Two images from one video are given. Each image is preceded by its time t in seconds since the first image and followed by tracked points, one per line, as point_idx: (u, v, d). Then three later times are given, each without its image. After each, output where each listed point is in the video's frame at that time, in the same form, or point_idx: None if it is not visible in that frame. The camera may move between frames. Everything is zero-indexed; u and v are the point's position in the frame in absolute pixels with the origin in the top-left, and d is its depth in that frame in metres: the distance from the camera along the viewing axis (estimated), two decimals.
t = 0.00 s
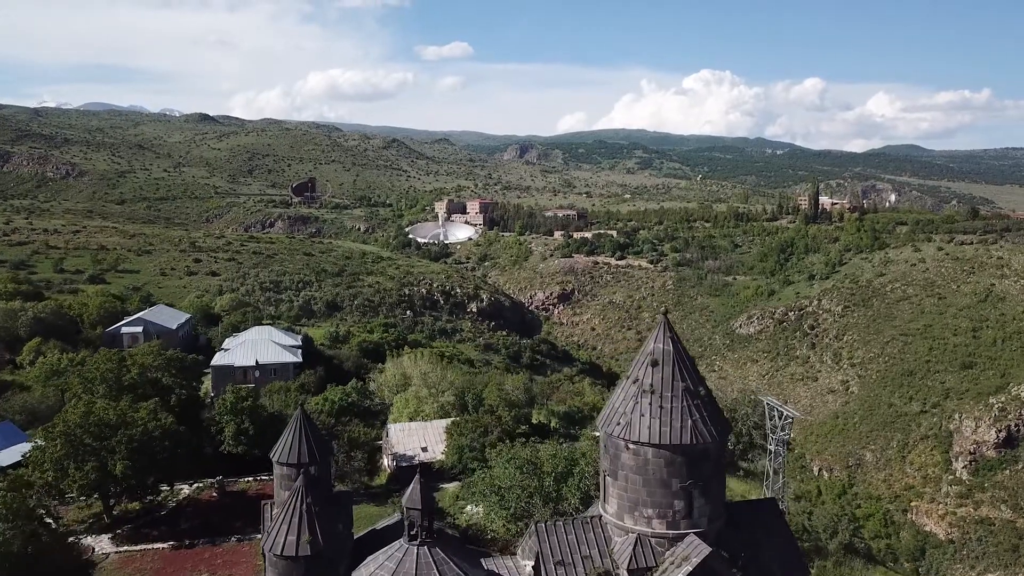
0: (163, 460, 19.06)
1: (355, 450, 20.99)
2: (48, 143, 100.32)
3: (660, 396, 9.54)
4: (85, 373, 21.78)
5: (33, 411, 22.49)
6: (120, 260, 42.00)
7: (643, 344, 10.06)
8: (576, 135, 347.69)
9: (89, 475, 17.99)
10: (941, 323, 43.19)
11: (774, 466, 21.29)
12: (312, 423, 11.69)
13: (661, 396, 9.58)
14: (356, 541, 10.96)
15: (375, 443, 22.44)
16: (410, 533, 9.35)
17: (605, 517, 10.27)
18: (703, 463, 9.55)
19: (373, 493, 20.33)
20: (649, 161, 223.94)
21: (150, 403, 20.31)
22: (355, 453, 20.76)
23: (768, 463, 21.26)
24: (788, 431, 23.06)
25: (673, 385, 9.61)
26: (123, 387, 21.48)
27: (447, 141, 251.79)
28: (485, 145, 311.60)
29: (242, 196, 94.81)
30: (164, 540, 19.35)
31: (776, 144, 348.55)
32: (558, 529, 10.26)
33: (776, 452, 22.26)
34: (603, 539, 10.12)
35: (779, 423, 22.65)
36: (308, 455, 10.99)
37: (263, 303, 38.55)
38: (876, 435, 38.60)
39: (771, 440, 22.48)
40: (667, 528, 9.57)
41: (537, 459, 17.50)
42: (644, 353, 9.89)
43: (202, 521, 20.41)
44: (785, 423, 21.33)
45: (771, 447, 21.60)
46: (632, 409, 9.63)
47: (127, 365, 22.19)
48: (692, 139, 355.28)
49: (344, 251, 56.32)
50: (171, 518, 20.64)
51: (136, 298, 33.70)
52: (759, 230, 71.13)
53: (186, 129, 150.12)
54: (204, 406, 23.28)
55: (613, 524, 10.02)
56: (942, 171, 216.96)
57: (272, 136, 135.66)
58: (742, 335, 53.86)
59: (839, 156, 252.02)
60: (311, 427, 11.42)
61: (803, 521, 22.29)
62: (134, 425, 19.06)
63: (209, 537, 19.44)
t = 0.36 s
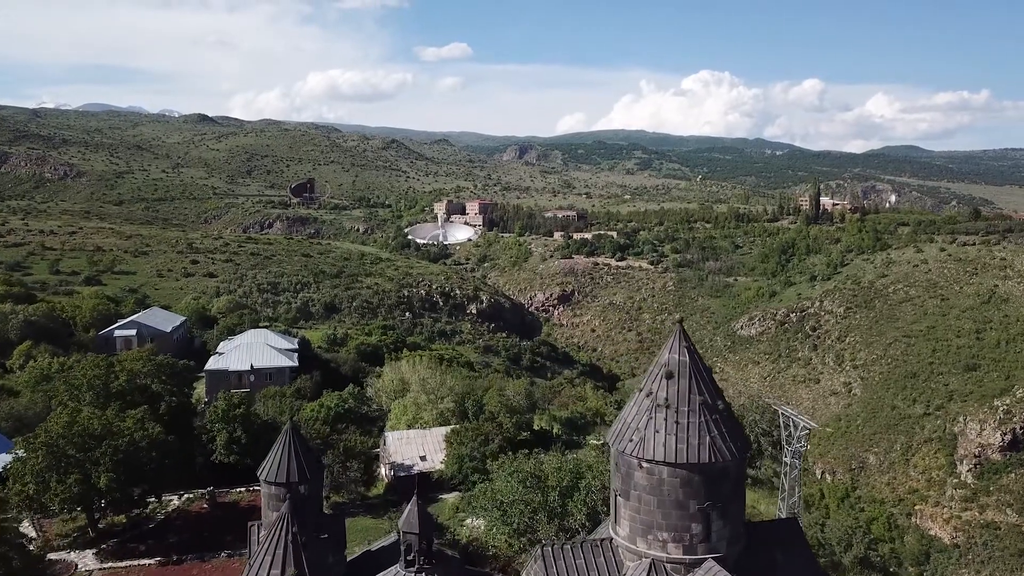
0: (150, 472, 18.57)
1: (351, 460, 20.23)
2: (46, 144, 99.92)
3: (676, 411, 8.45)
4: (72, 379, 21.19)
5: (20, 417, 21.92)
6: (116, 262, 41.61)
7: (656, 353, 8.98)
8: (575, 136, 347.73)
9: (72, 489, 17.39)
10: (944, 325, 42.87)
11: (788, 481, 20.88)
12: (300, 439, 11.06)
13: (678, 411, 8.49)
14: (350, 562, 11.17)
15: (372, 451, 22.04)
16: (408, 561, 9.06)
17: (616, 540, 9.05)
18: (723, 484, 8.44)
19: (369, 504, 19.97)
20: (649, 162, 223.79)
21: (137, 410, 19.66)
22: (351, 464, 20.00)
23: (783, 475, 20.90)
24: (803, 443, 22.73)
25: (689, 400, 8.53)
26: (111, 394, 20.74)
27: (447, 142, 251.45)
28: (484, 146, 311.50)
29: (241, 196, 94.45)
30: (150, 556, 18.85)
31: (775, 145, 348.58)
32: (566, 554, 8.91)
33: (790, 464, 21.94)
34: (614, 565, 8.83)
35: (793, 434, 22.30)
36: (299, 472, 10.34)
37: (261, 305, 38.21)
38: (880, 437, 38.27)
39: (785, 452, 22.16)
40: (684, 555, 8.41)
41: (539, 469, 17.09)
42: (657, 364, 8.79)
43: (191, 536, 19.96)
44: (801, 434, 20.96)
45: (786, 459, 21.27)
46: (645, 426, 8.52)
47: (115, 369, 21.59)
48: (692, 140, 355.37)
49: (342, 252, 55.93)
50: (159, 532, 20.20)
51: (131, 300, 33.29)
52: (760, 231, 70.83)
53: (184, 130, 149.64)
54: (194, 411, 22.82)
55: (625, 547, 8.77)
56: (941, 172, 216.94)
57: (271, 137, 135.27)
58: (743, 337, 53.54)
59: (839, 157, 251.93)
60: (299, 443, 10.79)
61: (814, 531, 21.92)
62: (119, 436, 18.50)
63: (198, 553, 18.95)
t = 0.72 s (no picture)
0: (134, 483, 17.77)
1: (346, 471, 19.22)
2: (44, 145, 99.50)
3: (696, 426, 6.87)
4: (56, 387, 20.51)
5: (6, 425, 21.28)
6: (112, 263, 41.19)
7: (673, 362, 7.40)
8: (574, 137, 347.75)
9: (53, 504, 16.35)
10: (947, 326, 42.56)
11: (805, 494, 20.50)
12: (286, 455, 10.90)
13: (698, 427, 6.91)
14: None
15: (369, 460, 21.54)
16: None
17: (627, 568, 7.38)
18: (751, 512, 6.83)
19: (366, 515, 19.52)
20: (648, 162, 223.77)
21: (123, 420, 18.76)
22: (347, 475, 18.97)
23: (800, 488, 20.68)
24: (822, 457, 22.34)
25: (713, 419, 6.90)
26: (98, 402, 20.06)
27: (446, 142, 251.28)
28: (483, 146, 311.47)
29: (239, 197, 94.08)
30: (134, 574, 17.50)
31: (775, 145, 348.42)
32: None
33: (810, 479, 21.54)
34: None
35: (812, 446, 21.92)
36: (286, 492, 10.21)
37: (258, 306, 37.83)
38: (883, 439, 37.92)
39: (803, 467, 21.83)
40: None
41: (540, 481, 16.64)
42: (674, 373, 7.21)
43: (179, 551, 18.59)
44: (818, 446, 20.59)
45: (804, 472, 21.03)
46: (661, 444, 6.95)
47: (102, 377, 20.96)
48: (691, 141, 355.35)
49: (340, 253, 55.56)
50: (145, 547, 18.84)
51: (126, 302, 32.82)
52: (760, 231, 70.55)
53: (183, 130, 149.25)
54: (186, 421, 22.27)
55: None
56: (941, 172, 216.93)
57: (270, 137, 134.88)
58: (745, 338, 53.16)
59: (838, 157, 251.95)
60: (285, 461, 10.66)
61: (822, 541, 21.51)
62: (103, 447, 17.59)
63: (185, 571, 17.58)
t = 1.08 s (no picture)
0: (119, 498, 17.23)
1: (341, 483, 18.82)
2: (41, 146, 98.99)
3: (717, 446, 6.47)
4: (39, 394, 19.78)
5: None
6: (108, 264, 40.79)
7: (694, 377, 6.98)
8: (573, 137, 347.57)
9: (30, 520, 15.59)
10: (951, 327, 42.24)
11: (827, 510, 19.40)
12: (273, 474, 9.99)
13: (720, 447, 6.49)
14: None
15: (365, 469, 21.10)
16: None
17: None
18: (778, 540, 6.39)
19: (363, 529, 19.15)
20: (648, 163, 223.49)
21: (108, 430, 18.00)
22: (341, 487, 18.61)
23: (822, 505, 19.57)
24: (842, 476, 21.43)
25: (735, 441, 6.48)
26: (82, 410, 19.22)
27: (446, 143, 250.88)
28: (483, 146, 311.15)
29: (238, 198, 93.67)
30: None
31: (775, 145, 348.54)
32: None
33: (830, 495, 21.14)
34: None
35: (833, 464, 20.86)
36: (272, 518, 9.34)
37: (256, 308, 37.46)
38: (887, 442, 37.56)
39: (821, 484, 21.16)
40: None
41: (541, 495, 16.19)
42: (694, 390, 6.79)
43: (166, 566, 18.18)
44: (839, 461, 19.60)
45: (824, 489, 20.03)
46: (680, 465, 6.56)
47: (88, 384, 20.35)
48: (690, 141, 355.52)
49: (339, 254, 55.18)
50: (132, 562, 18.39)
51: (120, 304, 32.40)
52: (762, 232, 70.18)
53: (181, 131, 148.68)
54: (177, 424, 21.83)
55: None
56: (941, 172, 216.67)
57: (268, 137, 134.38)
58: (746, 340, 52.73)
59: (838, 158, 251.66)
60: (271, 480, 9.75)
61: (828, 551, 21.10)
62: (85, 460, 16.79)
63: None
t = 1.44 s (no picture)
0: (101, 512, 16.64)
1: (336, 496, 18.26)
2: (40, 146, 98.74)
3: (745, 471, 6.07)
4: (21, 401, 19.25)
5: None
6: (105, 265, 40.51)
7: (718, 393, 6.53)
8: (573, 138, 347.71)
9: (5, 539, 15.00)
10: (954, 329, 41.92)
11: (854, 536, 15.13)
12: (258, 506, 11.31)
13: (747, 472, 6.09)
14: None
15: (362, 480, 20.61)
16: None
17: None
18: (809, 571, 6.06)
19: (358, 543, 18.74)
20: (649, 163, 223.41)
21: (91, 442, 17.54)
22: (336, 500, 18.08)
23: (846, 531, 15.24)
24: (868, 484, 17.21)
25: (763, 465, 6.04)
26: (65, 420, 18.70)
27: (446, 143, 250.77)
28: (484, 147, 311.11)
29: (236, 198, 93.39)
30: None
31: (776, 146, 348.39)
32: None
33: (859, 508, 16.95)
34: None
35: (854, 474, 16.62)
36: (252, 548, 10.68)
37: (253, 309, 37.09)
38: (891, 445, 37.22)
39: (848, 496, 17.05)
40: None
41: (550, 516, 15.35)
42: (718, 409, 6.36)
43: None
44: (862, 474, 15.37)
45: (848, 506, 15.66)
46: (703, 491, 6.18)
47: (72, 392, 19.82)
48: (690, 142, 355.61)
49: (338, 255, 54.79)
50: None
51: (115, 306, 32.03)
52: (763, 232, 69.82)
53: (180, 131, 148.34)
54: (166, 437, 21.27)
55: None
56: (942, 172, 216.44)
57: (268, 138, 134.02)
58: (748, 341, 52.27)
59: (839, 158, 251.48)
60: (255, 515, 11.09)
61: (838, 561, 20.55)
62: (64, 473, 16.24)
63: None
